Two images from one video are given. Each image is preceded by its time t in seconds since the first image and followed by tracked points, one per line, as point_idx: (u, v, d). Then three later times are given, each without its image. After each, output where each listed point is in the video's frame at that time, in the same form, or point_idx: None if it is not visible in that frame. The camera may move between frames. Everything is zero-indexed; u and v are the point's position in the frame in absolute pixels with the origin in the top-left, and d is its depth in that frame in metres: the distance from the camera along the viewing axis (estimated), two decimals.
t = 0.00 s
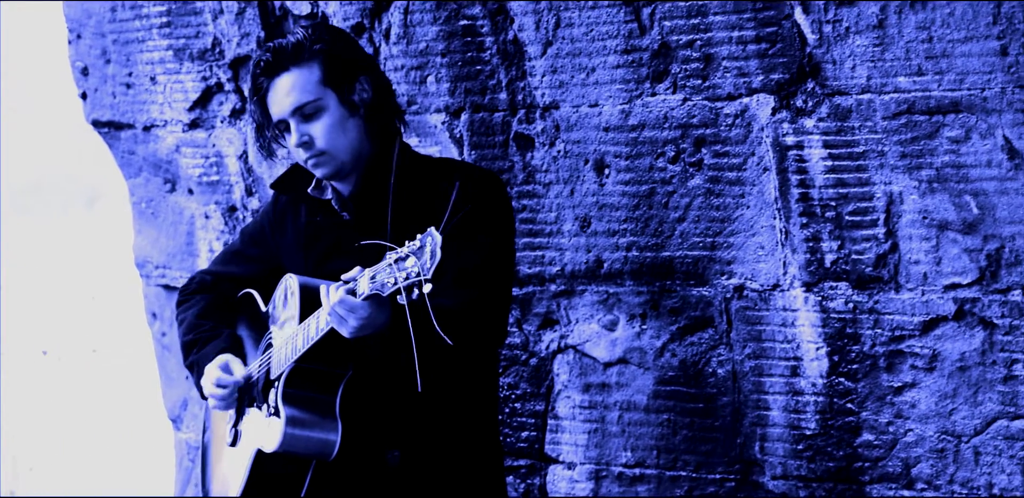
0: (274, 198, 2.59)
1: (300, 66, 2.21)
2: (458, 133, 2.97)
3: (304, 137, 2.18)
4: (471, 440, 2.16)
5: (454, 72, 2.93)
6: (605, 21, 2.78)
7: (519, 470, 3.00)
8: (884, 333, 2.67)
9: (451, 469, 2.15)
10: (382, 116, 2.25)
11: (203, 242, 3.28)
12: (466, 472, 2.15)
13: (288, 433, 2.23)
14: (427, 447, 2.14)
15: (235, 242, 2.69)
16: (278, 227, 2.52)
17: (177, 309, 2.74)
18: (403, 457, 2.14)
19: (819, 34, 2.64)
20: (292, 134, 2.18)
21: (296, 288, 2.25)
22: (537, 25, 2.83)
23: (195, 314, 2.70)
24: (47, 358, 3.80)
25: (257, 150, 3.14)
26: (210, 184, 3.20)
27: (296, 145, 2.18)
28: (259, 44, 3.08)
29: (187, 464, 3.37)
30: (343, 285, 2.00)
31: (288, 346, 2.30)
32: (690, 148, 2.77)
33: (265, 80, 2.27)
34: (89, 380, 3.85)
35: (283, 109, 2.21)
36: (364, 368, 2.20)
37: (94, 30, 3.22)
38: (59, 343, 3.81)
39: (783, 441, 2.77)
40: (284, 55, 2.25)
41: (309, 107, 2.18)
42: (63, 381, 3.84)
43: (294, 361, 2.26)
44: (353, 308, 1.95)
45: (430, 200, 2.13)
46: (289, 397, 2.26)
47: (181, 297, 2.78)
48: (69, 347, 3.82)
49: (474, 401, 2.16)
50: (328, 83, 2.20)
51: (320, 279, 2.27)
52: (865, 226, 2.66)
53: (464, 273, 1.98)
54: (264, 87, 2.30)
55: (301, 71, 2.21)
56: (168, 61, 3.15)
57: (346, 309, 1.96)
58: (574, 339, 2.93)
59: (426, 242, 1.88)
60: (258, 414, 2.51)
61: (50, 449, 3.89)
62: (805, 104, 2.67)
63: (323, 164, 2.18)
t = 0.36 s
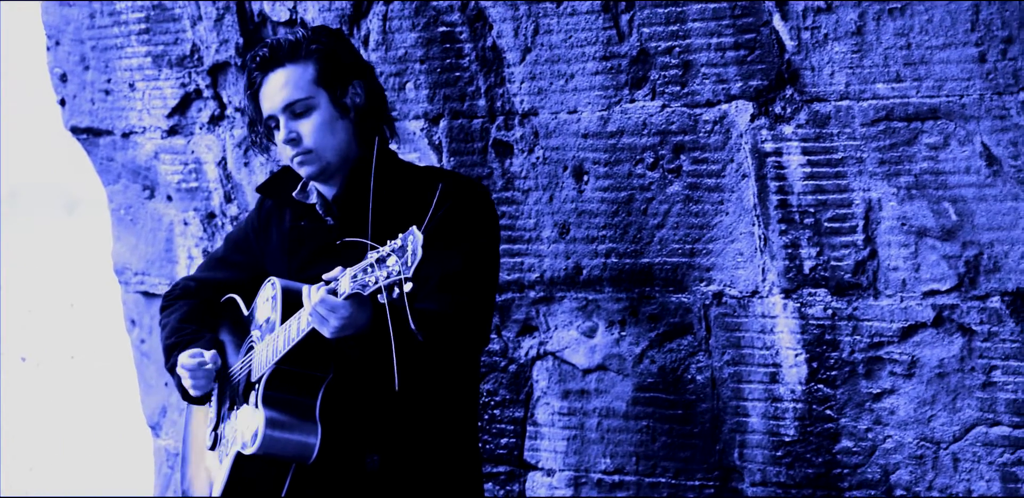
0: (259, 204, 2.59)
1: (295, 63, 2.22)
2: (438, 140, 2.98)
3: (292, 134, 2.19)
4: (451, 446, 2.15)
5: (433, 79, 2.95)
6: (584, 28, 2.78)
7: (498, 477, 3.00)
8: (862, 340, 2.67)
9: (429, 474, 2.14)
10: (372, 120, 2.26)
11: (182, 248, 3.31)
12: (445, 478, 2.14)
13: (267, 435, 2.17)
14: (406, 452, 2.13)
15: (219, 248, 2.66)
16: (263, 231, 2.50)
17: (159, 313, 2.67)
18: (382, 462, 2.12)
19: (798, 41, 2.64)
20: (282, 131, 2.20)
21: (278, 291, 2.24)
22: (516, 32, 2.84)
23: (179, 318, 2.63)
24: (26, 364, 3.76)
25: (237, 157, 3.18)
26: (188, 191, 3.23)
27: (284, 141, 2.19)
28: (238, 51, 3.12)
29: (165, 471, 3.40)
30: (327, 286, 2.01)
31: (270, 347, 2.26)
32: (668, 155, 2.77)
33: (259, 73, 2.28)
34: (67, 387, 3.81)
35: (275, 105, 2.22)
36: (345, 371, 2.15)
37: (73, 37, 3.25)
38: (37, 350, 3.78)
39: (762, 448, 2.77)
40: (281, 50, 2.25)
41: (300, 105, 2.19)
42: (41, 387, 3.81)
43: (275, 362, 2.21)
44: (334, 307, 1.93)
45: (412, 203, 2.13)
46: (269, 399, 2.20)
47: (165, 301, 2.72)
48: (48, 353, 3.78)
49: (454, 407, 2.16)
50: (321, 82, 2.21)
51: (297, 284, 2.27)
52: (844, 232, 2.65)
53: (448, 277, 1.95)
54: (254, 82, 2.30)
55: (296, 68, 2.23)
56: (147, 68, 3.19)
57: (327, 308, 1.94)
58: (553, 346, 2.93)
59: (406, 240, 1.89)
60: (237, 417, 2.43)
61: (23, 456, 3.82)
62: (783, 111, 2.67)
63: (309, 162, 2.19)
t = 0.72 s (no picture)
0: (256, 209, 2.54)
1: (275, 85, 2.18)
2: (425, 148, 2.98)
3: (271, 160, 2.19)
4: (436, 457, 2.15)
5: (420, 87, 2.95)
6: (571, 36, 2.78)
7: (485, 485, 3.00)
8: (849, 347, 2.67)
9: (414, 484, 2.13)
10: (356, 139, 2.20)
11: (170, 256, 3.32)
12: (430, 488, 2.14)
13: (254, 439, 2.09)
14: (391, 460, 2.12)
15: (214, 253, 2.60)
16: (260, 237, 2.47)
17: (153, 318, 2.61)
18: (367, 469, 2.11)
19: (784, 49, 2.64)
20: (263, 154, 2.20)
21: (269, 294, 2.20)
22: (503, 39, 2.84)
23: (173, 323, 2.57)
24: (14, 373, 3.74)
25: (224, 165, 3.20)
26: (175, 199, 3.25)
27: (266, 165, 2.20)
28: (225, 59, 3.13)
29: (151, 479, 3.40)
30: (315, 289, 1.98)
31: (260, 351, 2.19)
32: (655, 163, 2.77)
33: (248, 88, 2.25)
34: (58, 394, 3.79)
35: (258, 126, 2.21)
36: (336, 377, 2.11)
37: (59, 45, 3.26)
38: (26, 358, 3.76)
39: (749, 455, 2.77)
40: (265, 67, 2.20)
41: (276, 131, 2.17)
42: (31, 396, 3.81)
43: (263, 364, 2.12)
44: (323, 309, 1.91)
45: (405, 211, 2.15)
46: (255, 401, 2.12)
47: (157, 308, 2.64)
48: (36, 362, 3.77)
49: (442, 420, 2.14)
50: (298, 107, 2.16)
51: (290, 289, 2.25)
52: (831, 240, 2.65)
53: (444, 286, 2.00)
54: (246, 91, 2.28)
55: (275, 90, 2.18)
56: (134, 76, 3.20)
57: (316, 310, 1.92)
58: (540, 354, 2.93)
59: (397, 242, 1.89)
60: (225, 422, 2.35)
61: (16, 463, 3.83)
62: (770, 119, 2.67)
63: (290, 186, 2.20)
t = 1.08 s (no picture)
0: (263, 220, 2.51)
1: (277, 99, 2.18)
2: (424, 159, 2.98)
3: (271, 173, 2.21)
4: (443, 469, 2.11)
5: (420, 99, 2.95)
6: (571, 48, 2.79)
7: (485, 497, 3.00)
8: (849, 359, 2.67)
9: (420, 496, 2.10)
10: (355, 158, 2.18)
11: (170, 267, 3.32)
12: None
13: (255, 447, 2.11)
14: (397, 472, 2.09)
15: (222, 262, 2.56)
16: (266, 246, 2.45)
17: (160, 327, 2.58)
18: (372, 480, 2.08)
19: (784, 61, 2.64)
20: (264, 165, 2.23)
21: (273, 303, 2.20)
22: (503, 51, 2.85)
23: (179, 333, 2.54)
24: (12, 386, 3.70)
25: (224, 177, 3.20)
26: (175, 211, 3.26)
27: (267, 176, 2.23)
28: (225, 71, 3.14)
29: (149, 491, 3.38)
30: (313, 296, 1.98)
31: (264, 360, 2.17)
32: (655, 175, 2.77)
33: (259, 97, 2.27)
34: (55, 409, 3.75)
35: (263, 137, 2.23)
36: (340, 386, 2.11)
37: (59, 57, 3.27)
38: (24, 370, 3.72)
39: (749, 467, 2.77)
40: (274, 79, 2.21)
41: (274, 146, 2.18)
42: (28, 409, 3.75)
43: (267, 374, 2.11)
44: (321, 317, 1.91)
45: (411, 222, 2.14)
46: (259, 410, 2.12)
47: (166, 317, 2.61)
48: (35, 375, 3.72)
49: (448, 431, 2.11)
50: (296, 124, 2.16)
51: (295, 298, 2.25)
52: (831, 252, 2.65)
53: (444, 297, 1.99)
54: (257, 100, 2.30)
55: (277, 104, 2.18)
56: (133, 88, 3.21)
57: (315, 317, 1.92)
58: (540, 366, 2.93)
59: (394, 249, 1.86)
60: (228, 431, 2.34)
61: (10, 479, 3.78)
62: (770, 131, 2.67)
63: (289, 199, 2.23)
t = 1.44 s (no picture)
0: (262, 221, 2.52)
1: (276, 104, 2.18)
2: (425, 164, 3.00)
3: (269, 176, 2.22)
4: (444, 474, 2.12)
5: (420, 103, 2.96)
6: (571, 52, 2.79)
7: None
8: (850, 363, 2.67)
9: None
10: (353, 166, 2.18)
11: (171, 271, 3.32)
12: None
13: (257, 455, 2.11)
14: (399, 478, 2.09)
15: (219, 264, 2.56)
16: (265, 248, 2.45)
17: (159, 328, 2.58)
18: (373, 486, 2.09)
19: (784, 65, 2.64)
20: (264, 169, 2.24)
21: (275, 308, 2.20)
22: (503, 55, 2.85)
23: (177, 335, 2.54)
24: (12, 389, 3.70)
25: (224, 181, 3.21)
26: (175, 215, 3.26)
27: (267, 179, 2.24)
28: (225, 75, 3.14)
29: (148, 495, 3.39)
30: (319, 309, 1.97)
31: (265, 366, 2.17)
32: (655, 180, 2.77)
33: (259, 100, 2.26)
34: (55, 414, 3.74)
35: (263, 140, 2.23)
36: (342, 392, 2.10)
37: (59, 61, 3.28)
38: (24, 374, 3.71)
39: (749, 471, 2.77)
40: (273, 83, 2.21)
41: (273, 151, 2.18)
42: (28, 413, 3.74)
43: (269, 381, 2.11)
44: (326, 328, 1.90)
45: (411, 229, 2.14)
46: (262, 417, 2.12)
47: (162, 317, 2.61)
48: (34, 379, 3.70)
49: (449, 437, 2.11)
50: (295, 131, 2.16)
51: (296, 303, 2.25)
52: (831, 256, 2.65)
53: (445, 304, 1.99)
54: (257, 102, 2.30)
55: (276, 109, 2.18)
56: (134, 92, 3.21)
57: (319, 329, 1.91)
58: (540, 370, 2.94)
59: (399, 263, 1.86)
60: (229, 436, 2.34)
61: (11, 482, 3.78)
62: (770, 135, 2.67)
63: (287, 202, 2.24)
